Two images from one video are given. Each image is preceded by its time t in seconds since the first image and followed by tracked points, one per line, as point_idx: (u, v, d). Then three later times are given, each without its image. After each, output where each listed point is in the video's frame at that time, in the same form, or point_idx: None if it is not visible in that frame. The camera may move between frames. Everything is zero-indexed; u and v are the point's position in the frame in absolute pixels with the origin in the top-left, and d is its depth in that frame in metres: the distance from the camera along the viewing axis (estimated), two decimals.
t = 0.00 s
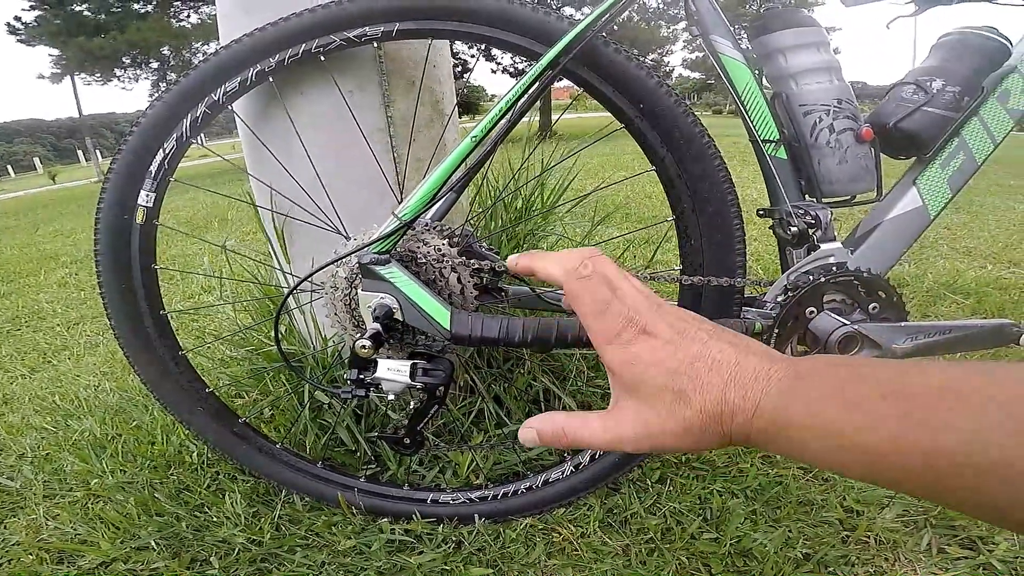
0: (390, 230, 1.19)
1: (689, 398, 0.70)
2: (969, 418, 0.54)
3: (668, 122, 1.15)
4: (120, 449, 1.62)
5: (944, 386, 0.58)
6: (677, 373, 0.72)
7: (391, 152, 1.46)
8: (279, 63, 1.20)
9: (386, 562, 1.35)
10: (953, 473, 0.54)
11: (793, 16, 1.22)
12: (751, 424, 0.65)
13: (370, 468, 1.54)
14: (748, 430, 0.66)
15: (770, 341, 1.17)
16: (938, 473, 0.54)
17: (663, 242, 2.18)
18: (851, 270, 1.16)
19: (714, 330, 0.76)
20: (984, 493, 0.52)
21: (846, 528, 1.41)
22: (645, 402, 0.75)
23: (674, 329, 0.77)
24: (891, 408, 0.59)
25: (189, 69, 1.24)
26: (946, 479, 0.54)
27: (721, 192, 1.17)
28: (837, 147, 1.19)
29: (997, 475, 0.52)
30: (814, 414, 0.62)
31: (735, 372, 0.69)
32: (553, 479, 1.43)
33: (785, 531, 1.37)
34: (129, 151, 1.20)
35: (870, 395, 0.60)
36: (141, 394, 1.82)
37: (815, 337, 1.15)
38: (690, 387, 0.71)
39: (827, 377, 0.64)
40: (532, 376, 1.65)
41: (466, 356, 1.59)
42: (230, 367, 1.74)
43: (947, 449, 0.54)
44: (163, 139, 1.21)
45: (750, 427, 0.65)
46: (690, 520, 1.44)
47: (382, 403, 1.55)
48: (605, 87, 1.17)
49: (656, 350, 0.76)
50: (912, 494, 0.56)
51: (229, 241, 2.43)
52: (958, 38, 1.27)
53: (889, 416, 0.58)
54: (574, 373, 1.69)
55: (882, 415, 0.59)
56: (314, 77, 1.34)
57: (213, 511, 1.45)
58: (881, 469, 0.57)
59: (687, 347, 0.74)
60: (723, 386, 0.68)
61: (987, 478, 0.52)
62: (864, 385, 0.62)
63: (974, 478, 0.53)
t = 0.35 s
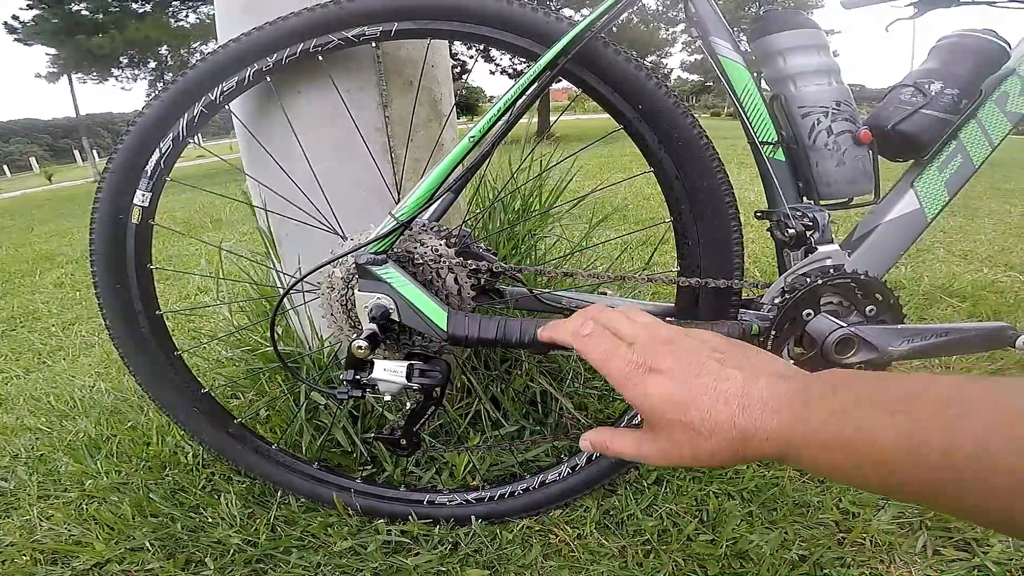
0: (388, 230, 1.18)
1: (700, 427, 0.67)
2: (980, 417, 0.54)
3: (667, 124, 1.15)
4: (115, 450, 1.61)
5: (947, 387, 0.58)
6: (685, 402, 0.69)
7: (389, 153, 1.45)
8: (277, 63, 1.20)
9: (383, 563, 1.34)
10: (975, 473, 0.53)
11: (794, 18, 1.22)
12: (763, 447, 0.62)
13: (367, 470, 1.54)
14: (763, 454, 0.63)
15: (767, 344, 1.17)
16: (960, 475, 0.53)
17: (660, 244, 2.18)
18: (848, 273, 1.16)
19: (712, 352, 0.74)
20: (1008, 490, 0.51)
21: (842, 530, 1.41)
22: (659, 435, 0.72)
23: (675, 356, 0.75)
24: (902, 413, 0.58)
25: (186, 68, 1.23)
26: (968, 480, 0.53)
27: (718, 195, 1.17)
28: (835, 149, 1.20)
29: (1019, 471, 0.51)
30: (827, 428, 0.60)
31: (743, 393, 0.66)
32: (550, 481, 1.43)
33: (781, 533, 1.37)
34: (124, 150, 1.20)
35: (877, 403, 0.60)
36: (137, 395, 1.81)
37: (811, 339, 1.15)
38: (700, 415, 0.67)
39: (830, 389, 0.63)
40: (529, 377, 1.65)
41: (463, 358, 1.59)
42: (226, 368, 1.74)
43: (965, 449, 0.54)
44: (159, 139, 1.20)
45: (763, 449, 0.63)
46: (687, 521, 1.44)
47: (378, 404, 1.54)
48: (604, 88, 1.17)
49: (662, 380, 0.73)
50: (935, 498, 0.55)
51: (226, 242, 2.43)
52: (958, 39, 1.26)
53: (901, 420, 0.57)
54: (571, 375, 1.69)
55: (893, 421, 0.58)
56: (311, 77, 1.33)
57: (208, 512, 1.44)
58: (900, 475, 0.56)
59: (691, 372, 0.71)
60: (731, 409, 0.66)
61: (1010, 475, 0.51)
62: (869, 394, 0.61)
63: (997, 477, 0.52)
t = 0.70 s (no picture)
0: (381, 232, 1.18)
1: (685, 419, 0.69)
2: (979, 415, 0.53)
3: (659, 126, 1.16)
4: (110, 452, 1.61)
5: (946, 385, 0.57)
6: (671, 395, 0.71)
7: (383, 155, 1.46)
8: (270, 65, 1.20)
9: (378, 564, 1.34)
10: (972, 472, 0.51)
11: (783, 19, 1.23)
12: (748, 440, 0.64)
13: (362, 471, 1.54)
14: (748, 446, 0.64)
15: (760, 345, 1.17)
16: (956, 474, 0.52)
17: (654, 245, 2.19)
18: (840, 273, 1.16)
19: (704, 345, 0.75)
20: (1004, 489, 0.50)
21: (837, 530, 1.41)
22: (647, 426, 0.75)
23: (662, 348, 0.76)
24: (897, 411, 0.57)
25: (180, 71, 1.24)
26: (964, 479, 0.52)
27: (711, 196, 1.18)
28: (826, 150, 1.20)
29: (1016, 471, 0.49)
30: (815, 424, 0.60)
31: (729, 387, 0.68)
32: (545, 482, 1.43)
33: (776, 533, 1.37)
34: (118, 153, 1.20)
35: (871, 401, 0.59)
36: (132, 397, 1.81)
37: (804, 340, 1.16)
38: (685, 407, 0.70)
39: (821, 386, 0.63)
40: (524, 378, 1.65)
41: (458, 359, 1.59)
42: (221, 370, 1.74)
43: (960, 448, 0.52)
44: (153, 142, 1.21)
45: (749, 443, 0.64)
46: (682, 522, 1.45)
47: (373, 406, 1.55)
48: (595, 89, 1.17)
49: (649, 372, 0.75)
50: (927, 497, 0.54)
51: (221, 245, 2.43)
52: (949, 40, 1.27)
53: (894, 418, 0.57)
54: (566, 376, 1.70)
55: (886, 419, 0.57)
56: (304, 80, 1.34)
57: (203, 514, 1.44)
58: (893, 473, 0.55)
59: (678, 365, 0.73)
60: (716, 402, 0.68)
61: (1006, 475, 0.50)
62: (863, 391, 0.60)
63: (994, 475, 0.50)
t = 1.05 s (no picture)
0: (380, 233, 1.18)
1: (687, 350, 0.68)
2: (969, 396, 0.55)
3: (658, 128, 1.16)
4: (107, 451, 1.61)
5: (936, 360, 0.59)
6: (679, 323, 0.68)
7: (382, 155, 1.46)
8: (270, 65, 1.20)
9: (375, 565, 1.34)
10: (953, 455, 0.56)
11: (783, 21, 1.23)
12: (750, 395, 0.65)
13: (360, 472, 1.54)
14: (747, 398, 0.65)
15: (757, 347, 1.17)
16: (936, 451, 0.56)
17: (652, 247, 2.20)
18: (837, 276, 1.17)
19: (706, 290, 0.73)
20: (983, 468, 0.54)
21: (833, 532, 1.41)
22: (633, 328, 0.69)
23: (639, 269, 0.72)
24: (902, 387, 0.58)
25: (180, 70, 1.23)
26: (947, 460, 0.56)
27: (710, 199, 1.18)
28: (824, 152, 1.21)
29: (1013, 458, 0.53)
30: (811, 398, 0.62)
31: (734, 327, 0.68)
32: (543, 483, 1.44)
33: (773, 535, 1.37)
34: (117, 152, 1.20)
35: (867, 374, 0.60)
36: (129, 397, 1.81)
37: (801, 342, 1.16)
38: (691, 337, 0.68)
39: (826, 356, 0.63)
40: (523, 380, 1.65)
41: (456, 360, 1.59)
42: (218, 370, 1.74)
43: (951, 427, 0.56)
44: (152, 141, 1.21)
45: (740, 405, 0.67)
46: (679, 523, 1.45)
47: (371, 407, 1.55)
48: (594, 90, 1.17)
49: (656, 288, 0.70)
50: (915, 469, 0.58)
51: (219, 245, 2.43)
52: (947, 42, 1.27)
53: (889, 389, 0.58)
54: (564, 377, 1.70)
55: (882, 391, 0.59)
56: (304, 80, 1.34)
57: (200, 513, 1.44)
58: (877, 447, 0.59)
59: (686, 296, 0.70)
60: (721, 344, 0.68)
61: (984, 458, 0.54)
62: (856, 362, 0.62)
63: (990, 459, 0.54)
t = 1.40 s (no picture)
0: (379, 237, 1.18)
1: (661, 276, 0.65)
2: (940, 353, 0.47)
3: (656, 134, 1.17)
4: (102, 452, 1.61)
5: (928, 301, 0.49)
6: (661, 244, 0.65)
7: (382, 159, 1.46)
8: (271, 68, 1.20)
9: (371, 567, 1.35)
10: (917, 414, 0.48)
11: (782, 29, 1.24)
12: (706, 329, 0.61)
13: (356, 474, 1.54)
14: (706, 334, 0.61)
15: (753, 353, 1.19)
16: (901, 410, 0.49)
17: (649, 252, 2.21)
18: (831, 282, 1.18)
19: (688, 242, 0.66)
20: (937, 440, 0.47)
21: (827, 535, 1.42)
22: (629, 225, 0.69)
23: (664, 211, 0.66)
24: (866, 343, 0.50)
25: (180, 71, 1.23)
26: (908, 420, 0.48)
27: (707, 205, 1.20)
28: (821, 159, 1.22)
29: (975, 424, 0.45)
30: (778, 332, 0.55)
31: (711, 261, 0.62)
32: (540, 486, 1.44)
33: (767, 538, 1.38)
34: (117, 153, 1.20)
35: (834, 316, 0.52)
36: (124, 397, 1.81)
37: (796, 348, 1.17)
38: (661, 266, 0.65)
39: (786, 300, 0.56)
40: (520, 382, 1.66)
41: (454, 362, 1.60)
42: (216, 371, 1.74)
43: (909, 381, 0.48)
44: (152, 143, 1.21)
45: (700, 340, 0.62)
46: (674, 526, 1.45)
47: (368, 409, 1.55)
48: (594, 96, 1.18)
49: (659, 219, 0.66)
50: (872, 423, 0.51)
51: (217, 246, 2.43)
52: (944, 50, 1.29)
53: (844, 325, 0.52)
54: (560, 380, 1.71)
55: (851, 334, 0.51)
56: (305, 83, 1.35)
57: (196, 515, 1.44)
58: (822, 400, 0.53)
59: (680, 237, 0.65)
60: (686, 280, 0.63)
61: (960, 423, 0.46)
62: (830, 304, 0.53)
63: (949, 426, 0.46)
